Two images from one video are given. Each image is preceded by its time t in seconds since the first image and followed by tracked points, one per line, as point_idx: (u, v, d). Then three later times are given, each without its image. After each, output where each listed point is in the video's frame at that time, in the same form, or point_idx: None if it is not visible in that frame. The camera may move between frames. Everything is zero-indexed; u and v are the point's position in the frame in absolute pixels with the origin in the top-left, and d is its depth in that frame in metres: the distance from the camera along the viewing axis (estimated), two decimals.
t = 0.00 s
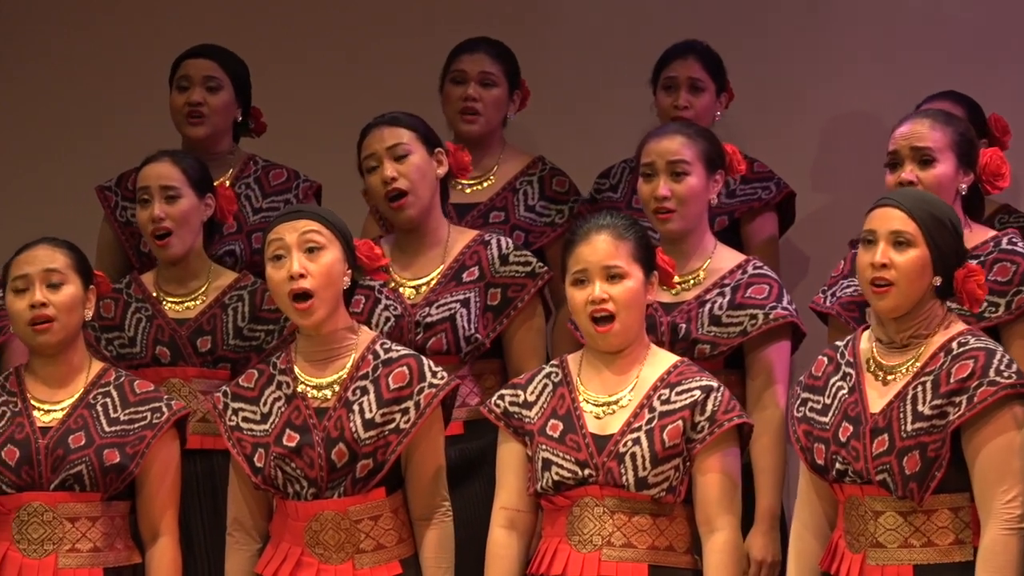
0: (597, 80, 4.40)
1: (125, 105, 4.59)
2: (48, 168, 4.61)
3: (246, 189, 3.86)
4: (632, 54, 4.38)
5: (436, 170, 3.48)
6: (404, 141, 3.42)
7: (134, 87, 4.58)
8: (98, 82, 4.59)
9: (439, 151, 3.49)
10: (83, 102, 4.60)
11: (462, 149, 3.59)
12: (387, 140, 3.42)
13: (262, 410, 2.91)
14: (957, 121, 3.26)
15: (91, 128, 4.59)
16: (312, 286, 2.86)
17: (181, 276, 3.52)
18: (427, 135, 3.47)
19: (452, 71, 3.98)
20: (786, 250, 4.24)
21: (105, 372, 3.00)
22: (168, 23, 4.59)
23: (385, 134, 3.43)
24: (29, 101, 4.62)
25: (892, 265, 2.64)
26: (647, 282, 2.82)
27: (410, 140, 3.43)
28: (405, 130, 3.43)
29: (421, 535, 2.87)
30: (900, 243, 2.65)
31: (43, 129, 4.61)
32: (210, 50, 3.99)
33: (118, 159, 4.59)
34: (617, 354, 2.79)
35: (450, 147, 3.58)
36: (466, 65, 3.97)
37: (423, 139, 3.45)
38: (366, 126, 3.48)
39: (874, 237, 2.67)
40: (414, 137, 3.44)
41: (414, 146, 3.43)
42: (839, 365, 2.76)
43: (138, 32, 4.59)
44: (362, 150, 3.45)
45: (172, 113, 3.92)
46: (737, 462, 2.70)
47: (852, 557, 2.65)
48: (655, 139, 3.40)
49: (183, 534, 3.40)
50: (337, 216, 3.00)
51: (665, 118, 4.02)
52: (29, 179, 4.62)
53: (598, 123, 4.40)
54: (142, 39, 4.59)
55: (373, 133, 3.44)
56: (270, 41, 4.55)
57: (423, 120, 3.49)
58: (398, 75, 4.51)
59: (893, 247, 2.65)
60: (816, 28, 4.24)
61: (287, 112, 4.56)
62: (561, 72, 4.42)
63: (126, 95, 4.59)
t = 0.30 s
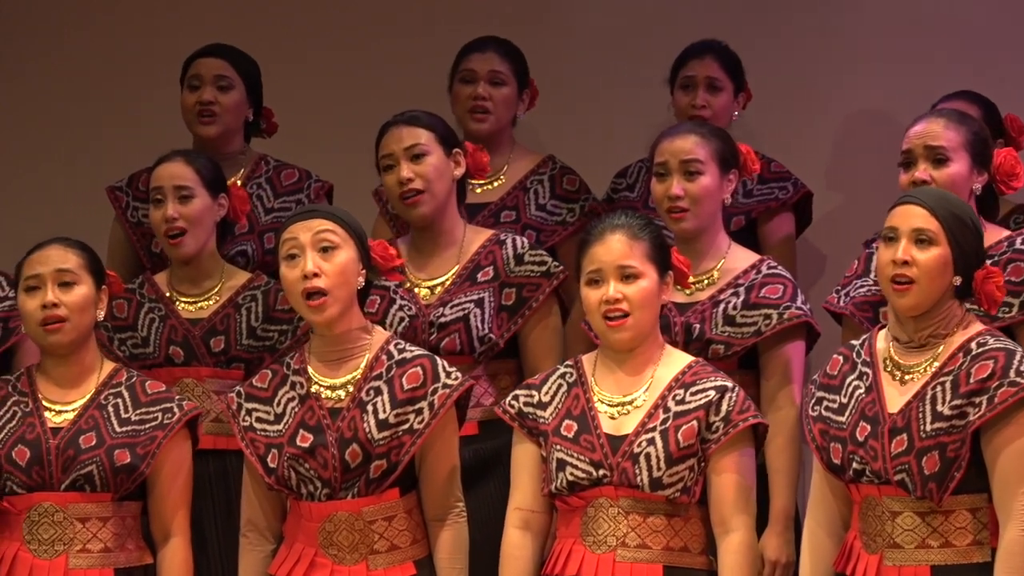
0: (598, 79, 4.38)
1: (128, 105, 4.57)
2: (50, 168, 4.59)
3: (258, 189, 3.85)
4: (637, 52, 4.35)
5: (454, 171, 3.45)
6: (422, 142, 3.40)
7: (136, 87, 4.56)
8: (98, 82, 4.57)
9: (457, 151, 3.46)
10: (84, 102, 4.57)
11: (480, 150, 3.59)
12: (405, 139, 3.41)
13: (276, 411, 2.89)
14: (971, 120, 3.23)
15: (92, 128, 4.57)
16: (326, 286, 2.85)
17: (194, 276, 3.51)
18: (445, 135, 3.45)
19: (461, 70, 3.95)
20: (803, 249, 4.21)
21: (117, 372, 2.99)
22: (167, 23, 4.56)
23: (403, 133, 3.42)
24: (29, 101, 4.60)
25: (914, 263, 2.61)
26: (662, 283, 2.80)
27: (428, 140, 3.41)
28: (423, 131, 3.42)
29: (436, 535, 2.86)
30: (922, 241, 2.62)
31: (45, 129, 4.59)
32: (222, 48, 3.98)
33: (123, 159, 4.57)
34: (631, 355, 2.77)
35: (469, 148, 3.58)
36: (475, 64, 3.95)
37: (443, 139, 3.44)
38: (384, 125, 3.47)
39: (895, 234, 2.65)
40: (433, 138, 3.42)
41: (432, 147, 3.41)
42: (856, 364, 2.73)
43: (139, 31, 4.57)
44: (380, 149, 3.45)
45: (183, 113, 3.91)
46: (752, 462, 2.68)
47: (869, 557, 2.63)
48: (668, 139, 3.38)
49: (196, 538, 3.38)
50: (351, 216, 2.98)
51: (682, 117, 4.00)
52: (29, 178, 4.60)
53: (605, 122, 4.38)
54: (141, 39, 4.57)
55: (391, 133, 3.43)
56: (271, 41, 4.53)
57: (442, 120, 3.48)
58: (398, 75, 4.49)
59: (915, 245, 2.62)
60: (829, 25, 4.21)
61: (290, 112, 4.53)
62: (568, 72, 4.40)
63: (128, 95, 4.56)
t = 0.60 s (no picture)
0: (601, 80, 4.35)
1: (135, 106, 4.52)
2: (55, 169, 4.55)
3: (273, 188, 3.83)
4: (649, 50, 4.32)
5: (477, 171, 3.44)
6: (448, 139, 3.39)
7: (142, 87, 4.52)
8: (101, 84, 4.53)
9: (483, 154, 3.45)
10: (88, 103, 4.53)
11: (506, 156, 3.63)
12: (431, 135, 3.40)
13: (294, 412, 2.87)
14: (995, 121, 3.20)
15: (95, 130, 4.53)
16: (345, 285, 2.82)
17: (211, 275, 3.49)
18: (471, 133, 3.44)
19: (475, 68, 3.93)
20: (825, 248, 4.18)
21: (132, 372, 2.97)
22: (170, 23, 4.52)
23: (429, 129, 3.40)
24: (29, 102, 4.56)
25: (942, 261, 2.58)
26: (686, 282, 2.77)
27: (454, 138, 3.40)
28: (448, 127, 3.41)
29: (455, 537, 2.83)
30: (950, 239, 2.59)
31: (49, 130, 4.55)
32: (238, 46, 3.96)
33: (132, 159, 4.53)
34: (654, 354, 2.74)
35: (495, 152, 3.61)
36: (490, 62, 3.93)
37: (468, 136, 3.43)
38: (409, 121, 3.46)
39: (923, 231, 2.61)
40: (459, 135, 3.41)
41: (458, 145, 3.40)
42: (879, 362, 2.70)
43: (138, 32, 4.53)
44: (404, 143, 3.43)
45: (198, 110, 3.89)
46: (776, 463, 2.64)
47: (894, 558, 2.59)
48: (688, 136, 3.35)
49: (213, 539, 3.36)
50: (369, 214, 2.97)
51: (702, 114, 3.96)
52: (30, 179, 4.56)
53: (618, 121, 4.35)
54: (143, 38, 4.52)
55: (416, 128, 3.42)
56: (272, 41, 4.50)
57: (468, 118, 3.47)
58: (399, 74, 4.46)
59: (944, 243, 2.59)
60: (846, 21, 4.18)
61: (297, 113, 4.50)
62: (578, 70, 4.36)
63: (133, 96, 4.52)
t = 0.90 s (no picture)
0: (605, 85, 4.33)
1: (147, 110, 4.49)
2: (68, 173, 4.51)
3: (288, 188, 3.82)
4: (661, 52, 4.30)
5: (499, 176, 3.42)
6: (471, 148, 3.36)
7: (153, 91, 4.49)
8: (112, 88, 4.50)
9: (507, 158, 3.44)
10: (99, 108, 4.50)
11: (529, 155, 3.54)
12: (454, 143, 3.37)
13: (311, 413, 2.86)
14: (1011, 125, 3.18)
15: (107, 134, 4.50)
16: (360, 293, 2.81)
17: (227, 277, 3.48)
18: (495, 140, 3.41)
19: (486, 74, 3.92)
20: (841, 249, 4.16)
21: (147, 372, 2.96)
22: (172, 24, 4.49)
23: (452, 136, 3.37)
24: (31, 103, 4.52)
25: (959, 274, 2.56)
26: (706, 284, 2.75)
27: (478, 146, 3.37)
28: (472, 135, 3.38)
29: (472, 539, 2.81)
30: (966, 251, 2.56)
31: (60, 134, 4.51)
32: (252, 48, 3.95)
33: (145, 162, 4.50)
34: (675, 356, 2.72)
35: (518, 150, 3.54)
36: (500, 69, 3.91)
37: (490, 143, 3.40)
38: (433, 123, 3.43)
39: (938, 245, 2.58)
40: (482, 143, 3.38)
41: (481, 154, 3.37)
42: (897, 365, 2.67)
43: (144, 36, 4.49)
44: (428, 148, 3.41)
45: (214, 114, 3.89)
46: (797, 464, 2.62)
47: (918, 560, 2.57)
48: (704, 138, 3.33)
49: (229, 542, 3.35)
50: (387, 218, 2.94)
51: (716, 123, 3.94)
52: (32, 181, 4.52)
53: (631, 121, 4.33)
54: (151, 42, 4.49)
55: (439, 134, 3.39)
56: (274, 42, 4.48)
57: (492, 122, 3.44)
58: (398, 76, 4.44)
59: (960, 255, 2.56)
60: (859, 24, 4.16)
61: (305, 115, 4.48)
62: (589, 72, 4.34)
63: (136, 95, 4.49)
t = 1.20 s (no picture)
0: (618, 82, 4.32)
1: (159, 109, 4.49)
2: (81, 174, 4.51)
3: (301, 188, 3.82)
4: (671, 52, 4.28)
5: (519, 178, 3.40)
6: (493, 148, 3.35)
7: (165, 90, 4.49)
8: (123, 88, 4.49)
9: (527, 158, 3.43)
10: (112, 107, 4.50)
11: (548, 155, 3.52)
12: (475, 144, 3.35)
13: (324, 412, 2.85)
14: None
15: (121, 134, 4.50)
16: (373, 296, 2.80)
17: (239, 277, 3.47)
18: (516, 142, 3.40)
19: (498, 74, 3.91)
20: (854, 249, 4.15)
21: (161, 371, 2.96)
22: (178, 22, 4.48)
23: (473, 137, 3.36)
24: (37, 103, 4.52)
25: (972, 276, 2.55)
26: (726, 284, 2.73)
27: (499, 147, 3.36)
28: (492, 134, 3.37)
29: (486, 539, 2.80)
30: (977, 253, 2.56)
31: (73, 135, 4.51)
32: (262, 49, 3.93)
33: (159, 161, 4.49)
34: (693, 355, 2.71)
35: (538, 151, 3.51)
36: (512, 68, 3.90)
37: (510, 143, 3.38)
38: (454, 122, 3.42)
39: (949, 247, 2.58)
40: (503, 143, 3.37)
41: (502, 155, 3.36)
42: (912, 365, 2.66)
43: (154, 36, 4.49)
44: (449, 147, 3.39)
45: (226, 117, 3.89)
46: (816, 464, 2.61)
47: (937, 560, 2.56)
48: (717, 139, 3.31)
49: (244, 543, 3.35)
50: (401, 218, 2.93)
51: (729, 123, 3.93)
52: (43, 180, 4.53)
53: (643, 121, 4.32)
54: (161, 41, 4.49)
55: (460, 134, 3.38)
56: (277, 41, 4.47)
57: (513, 123, 3.42)
58: (397, 75, 4.44)
59: (971, 257, 2.56)
60: (870, 23, 4.15)
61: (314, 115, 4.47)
62: (602, 70, 4.33)
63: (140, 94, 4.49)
